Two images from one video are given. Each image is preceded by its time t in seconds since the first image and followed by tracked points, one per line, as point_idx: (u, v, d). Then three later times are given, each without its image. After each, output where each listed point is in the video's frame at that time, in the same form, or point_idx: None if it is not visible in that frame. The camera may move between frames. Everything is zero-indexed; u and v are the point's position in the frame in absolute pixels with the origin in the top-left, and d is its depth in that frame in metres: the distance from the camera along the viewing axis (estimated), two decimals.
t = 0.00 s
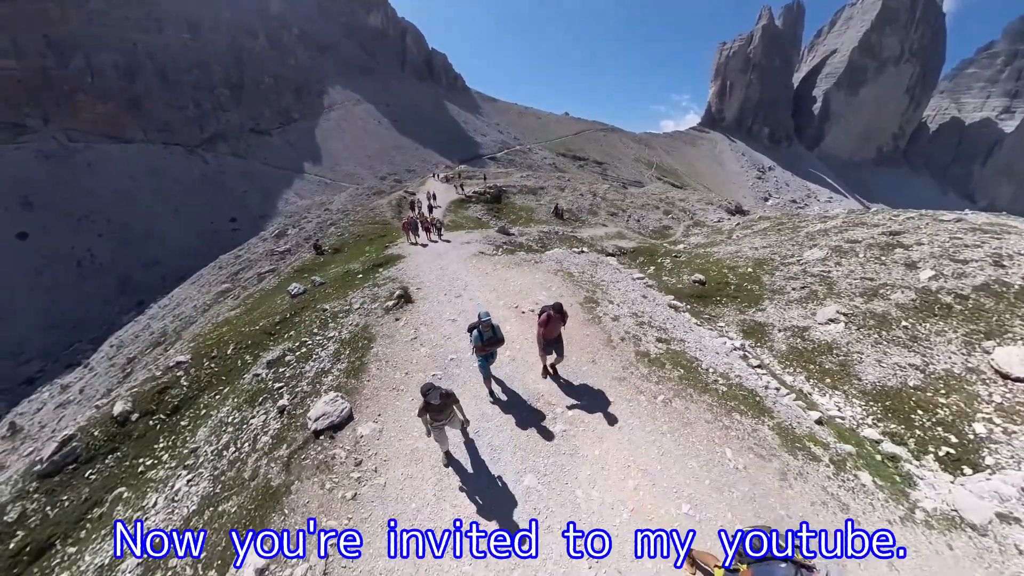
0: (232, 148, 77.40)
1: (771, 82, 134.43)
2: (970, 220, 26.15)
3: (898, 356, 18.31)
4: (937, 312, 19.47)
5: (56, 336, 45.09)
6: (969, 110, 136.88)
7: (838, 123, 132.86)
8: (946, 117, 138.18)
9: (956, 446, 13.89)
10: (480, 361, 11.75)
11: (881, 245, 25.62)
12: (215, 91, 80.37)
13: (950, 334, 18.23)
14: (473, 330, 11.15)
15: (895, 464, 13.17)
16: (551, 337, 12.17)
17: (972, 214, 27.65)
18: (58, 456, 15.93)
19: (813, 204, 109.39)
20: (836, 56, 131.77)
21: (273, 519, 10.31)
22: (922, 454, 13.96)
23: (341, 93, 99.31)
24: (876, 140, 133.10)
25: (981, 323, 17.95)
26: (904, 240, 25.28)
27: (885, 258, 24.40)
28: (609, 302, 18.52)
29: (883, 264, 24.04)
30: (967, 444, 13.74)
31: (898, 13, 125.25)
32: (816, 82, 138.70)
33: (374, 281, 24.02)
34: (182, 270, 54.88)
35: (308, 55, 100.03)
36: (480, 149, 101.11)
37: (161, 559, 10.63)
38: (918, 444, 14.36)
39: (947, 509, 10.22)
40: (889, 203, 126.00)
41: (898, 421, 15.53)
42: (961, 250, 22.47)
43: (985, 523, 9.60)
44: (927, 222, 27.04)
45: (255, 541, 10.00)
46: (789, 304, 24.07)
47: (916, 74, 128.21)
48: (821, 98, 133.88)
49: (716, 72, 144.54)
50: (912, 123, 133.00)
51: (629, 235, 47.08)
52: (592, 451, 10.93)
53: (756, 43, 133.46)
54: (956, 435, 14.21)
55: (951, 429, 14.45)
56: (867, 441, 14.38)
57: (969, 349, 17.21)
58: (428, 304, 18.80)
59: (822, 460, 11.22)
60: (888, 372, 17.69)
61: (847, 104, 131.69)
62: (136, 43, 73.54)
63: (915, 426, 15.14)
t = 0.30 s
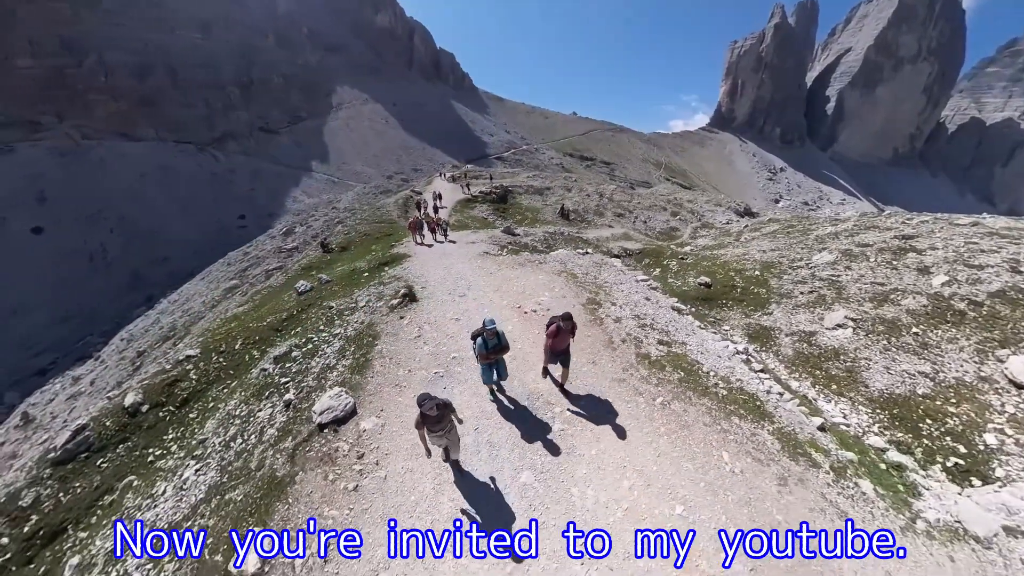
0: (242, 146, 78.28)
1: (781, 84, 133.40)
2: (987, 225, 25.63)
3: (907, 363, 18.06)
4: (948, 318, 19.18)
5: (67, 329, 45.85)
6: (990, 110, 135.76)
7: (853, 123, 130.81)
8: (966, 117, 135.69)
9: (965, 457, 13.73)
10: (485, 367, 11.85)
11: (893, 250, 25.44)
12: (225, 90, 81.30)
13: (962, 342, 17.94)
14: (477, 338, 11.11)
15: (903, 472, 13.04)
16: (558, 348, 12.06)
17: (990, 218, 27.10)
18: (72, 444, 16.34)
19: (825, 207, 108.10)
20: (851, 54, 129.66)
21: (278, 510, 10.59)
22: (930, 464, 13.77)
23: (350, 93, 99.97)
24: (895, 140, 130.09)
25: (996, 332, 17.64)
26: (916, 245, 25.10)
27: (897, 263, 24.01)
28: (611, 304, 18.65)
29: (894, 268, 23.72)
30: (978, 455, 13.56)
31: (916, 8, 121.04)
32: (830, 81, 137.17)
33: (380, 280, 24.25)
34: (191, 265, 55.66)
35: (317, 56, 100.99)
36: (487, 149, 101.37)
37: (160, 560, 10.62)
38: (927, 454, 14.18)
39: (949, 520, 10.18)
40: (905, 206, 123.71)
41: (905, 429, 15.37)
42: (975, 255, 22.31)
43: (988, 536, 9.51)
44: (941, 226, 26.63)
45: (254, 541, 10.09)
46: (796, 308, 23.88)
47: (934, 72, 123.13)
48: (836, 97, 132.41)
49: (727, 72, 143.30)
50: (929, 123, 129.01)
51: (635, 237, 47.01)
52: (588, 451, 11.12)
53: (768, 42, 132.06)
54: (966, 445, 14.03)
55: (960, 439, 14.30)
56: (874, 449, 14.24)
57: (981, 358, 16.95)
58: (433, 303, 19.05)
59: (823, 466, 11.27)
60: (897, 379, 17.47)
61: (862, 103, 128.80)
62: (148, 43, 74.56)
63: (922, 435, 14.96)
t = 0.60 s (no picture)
0: (253, 144, 79.15)
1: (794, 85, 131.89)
2: (1006, 230, 25.08)
3: (918, 370, 17.70)
4: (962, 325, 18.81)
5: (82, 321, 46.67)
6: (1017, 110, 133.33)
7: (871, 123, 128.25)
8: (990, 118, 132.52)
9: (976, 468, 13.37)
10: (487, 371, 11.71)
11: (906, 254, 25.09)
12: (238, 89, 82.14)
13: (975, 349, 17.58)
14: (479, 341, 11.01)
15: (909, 480, 12.82)
16: (561, 352, 11.90)
17: (1010, 223, 26.59)
18: (86, 426, 16.79)
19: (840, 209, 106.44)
20: (870, 53, 126.86)
21: (277, 490, 10.94)
22: (938, 474, 13.46)
23: (359, 92, 100.65)
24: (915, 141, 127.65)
25: (1012, 339, 17.26)
26: (932, 249, 24.69)
27: (911, 268, 23.59)
28: (612, 303, 18.69)
29: (907, 273, 23.38)
30: (990, 466, 13.22)
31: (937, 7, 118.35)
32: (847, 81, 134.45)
33: (386, 276, 24.55)
34: (203, 260, 56.51)
35: (328, 57, 101.80)
36: (496, 148, 101.67)
37: (159, 561, 10.30)
38: (935, 463, 13.86)
39: (952, 531, 9.99)
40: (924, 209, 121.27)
41: (913, 436, 15.01)
42: (994, 261, 21.83)
43: (993, 550, 9.35)
44: (958, 231, 26.17)
45: (254, 542, 9.86)
46: (805, 311, 23.60)
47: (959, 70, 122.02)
48: (853, 97, 129.43)
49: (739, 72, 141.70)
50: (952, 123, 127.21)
51: (642, 238, 46.95)
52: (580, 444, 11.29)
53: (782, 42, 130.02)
54: (977, 456, 13.73)
55: (970, 449, 13.99)
56: (880, 455, 14.02)
57: (997, 365, 16.51)
58: (435, 299, 19.25)
59: (821, 469, 11.20)
60: (906, 386, 17.12)
61: (879, 103, 126.27)
62: (164, 43, 75.56)
63: (932, 444, 14.61)
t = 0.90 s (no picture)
0: (268, 143, 80.33)
1: (811, 87, 130.07)
2: None
3: (929, 380, 17.35)
4: (978, 335, 18.42)
5: (100, 312, 47.78)
6: None
7: (893, 125, 125.32)
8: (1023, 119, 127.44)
9: (987, 483, 13.07)
10: (494, 372, 11.80)
11: (924, 260, 24.56)
12: (253, 88, 83.34)
13: (990, 360, 17.21)
14: (488, 342, 11.12)
15: (914, 492, 12.67)
16: (562, 361, 11.57)
17: None
18: (106, 408, 17.50)
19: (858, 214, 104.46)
20: (893, 51, 123.67)
21: (284, 469, 11.55)
22: (946, 487, 13.22)
23: (372, 92, 101.64)
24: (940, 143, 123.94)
25: None
26: (950, 256, 24.13)
27: (927, 275, 23.14)
28: (615, 304, 18.84)
29: (922, 280, 22.96)
30: (1002, 482, 12.89)
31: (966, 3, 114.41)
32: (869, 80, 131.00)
33: (394, 273, 24.99)
34: (218, 255, 57.65)
35: (342, 57, 102.91)
36: (506, 148, 101.88)
37: (160, 562, 10.41)
38: (943, 475, 13.63)
39: (951, 542, 9.83)
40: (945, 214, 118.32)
41: (921, 447, 14.80)
42: (1016, 269, 21.31)
43: (993, 563, 9.12)
44: (979, 238, 25.52)
45: (255, 542, 9.97)
46: (815, 317, 23.38)
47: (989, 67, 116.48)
48: (874, 97, 126.18)
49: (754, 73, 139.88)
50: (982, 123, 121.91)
51: (651, 240, 46.84)
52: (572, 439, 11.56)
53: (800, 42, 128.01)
54: (988, 470, 13.44)
55: (981, 462, 13.70)
56: (885, 466, 13.90)
57: (1013, 378, 16.15)
58: (440, 296, 19.61)
59: (816, 475, 11.21)
60: (917, 396, 16.80)
61: (902, 104, 122.93)
62: (183, 43, 76.99)
63: (940, 456, 14.33)
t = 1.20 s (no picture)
0: (284, 140, 81.50)
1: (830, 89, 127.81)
2: None
3: (947, 389, 16.92)
4: (1000, 344, 17.92)
5: (120, 303, 48.96)
6: None
7: (918, 127, 122.44)
8: None
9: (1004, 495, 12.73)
10: (499, 369, 11.65)
11: (945, 266, 23.92)
12: (271, 87, 84.72)
13: (1011, 369, 16.76)
14: (495, 338, 11.05)
15: (924, 501, 12.45)
16: (569, 360, 11.53)
17: None
18: (128, 388, 18.17)
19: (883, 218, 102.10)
20: (920, 49, 120.92)
21: (294, 443, 12.11)
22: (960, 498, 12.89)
23: (386, 92, 102.69)
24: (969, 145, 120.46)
25: None
26: (975, 262, 23.43)
27: (948, 281, 22.54)
28: (620, 302, 18.91)
29: (941, 285, 22.42)
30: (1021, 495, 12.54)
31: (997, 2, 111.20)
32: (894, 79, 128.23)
33: (405, 268, 25.36)
34: (234, 249, 58.78)
35: (357, 57, 104.05)
36: (519, 147, 102.08)
37: (159, 561, 10.13)
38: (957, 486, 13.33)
39: (960, 552, 9.58)
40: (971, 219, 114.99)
41: (937, 456, 14.50)
42: None
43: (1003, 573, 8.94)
44: (1003, 244, 24.84)
45: (255, 541, 9.83)
46: (827, 322, 23.07)
47: None
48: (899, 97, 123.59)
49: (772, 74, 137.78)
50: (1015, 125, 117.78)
51: (662, 241, 46.63)
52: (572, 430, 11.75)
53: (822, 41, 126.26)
54: (1005, 481, 13.11)
55: (998, 473, 13.37)
56: (897, 476, 13.66)
57: None
58: (449, 289, 19.93)
59: (818, 476, 11.14)
60: (933, 404, 16.44)
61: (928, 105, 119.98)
62: (203, 43, 78.49)
63: (955, 466, 13.99)
